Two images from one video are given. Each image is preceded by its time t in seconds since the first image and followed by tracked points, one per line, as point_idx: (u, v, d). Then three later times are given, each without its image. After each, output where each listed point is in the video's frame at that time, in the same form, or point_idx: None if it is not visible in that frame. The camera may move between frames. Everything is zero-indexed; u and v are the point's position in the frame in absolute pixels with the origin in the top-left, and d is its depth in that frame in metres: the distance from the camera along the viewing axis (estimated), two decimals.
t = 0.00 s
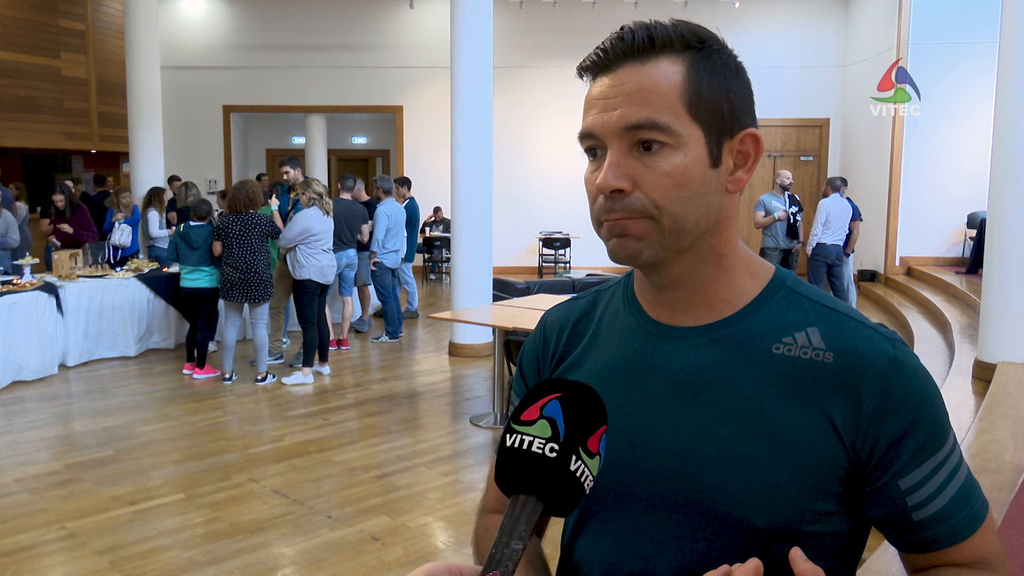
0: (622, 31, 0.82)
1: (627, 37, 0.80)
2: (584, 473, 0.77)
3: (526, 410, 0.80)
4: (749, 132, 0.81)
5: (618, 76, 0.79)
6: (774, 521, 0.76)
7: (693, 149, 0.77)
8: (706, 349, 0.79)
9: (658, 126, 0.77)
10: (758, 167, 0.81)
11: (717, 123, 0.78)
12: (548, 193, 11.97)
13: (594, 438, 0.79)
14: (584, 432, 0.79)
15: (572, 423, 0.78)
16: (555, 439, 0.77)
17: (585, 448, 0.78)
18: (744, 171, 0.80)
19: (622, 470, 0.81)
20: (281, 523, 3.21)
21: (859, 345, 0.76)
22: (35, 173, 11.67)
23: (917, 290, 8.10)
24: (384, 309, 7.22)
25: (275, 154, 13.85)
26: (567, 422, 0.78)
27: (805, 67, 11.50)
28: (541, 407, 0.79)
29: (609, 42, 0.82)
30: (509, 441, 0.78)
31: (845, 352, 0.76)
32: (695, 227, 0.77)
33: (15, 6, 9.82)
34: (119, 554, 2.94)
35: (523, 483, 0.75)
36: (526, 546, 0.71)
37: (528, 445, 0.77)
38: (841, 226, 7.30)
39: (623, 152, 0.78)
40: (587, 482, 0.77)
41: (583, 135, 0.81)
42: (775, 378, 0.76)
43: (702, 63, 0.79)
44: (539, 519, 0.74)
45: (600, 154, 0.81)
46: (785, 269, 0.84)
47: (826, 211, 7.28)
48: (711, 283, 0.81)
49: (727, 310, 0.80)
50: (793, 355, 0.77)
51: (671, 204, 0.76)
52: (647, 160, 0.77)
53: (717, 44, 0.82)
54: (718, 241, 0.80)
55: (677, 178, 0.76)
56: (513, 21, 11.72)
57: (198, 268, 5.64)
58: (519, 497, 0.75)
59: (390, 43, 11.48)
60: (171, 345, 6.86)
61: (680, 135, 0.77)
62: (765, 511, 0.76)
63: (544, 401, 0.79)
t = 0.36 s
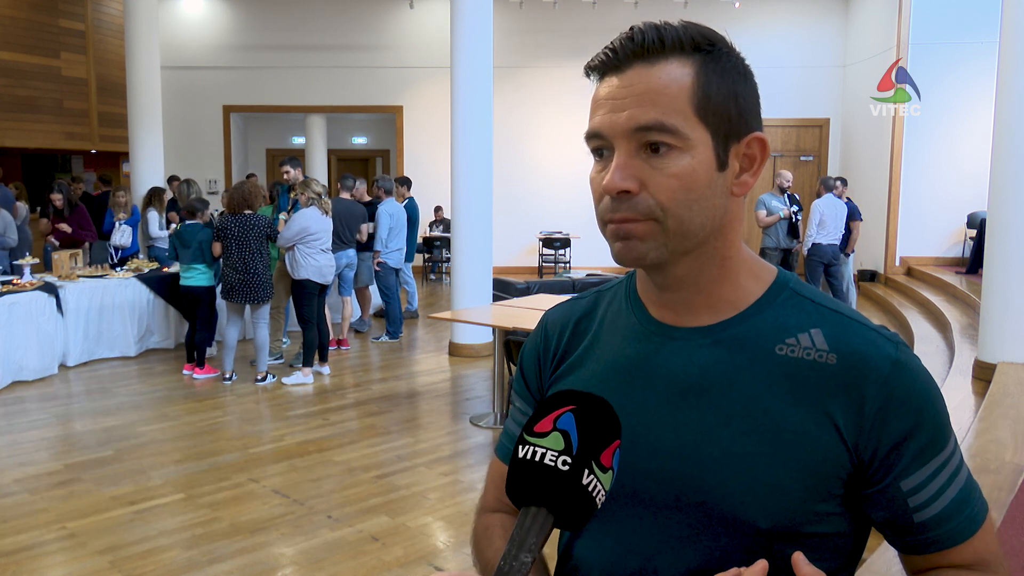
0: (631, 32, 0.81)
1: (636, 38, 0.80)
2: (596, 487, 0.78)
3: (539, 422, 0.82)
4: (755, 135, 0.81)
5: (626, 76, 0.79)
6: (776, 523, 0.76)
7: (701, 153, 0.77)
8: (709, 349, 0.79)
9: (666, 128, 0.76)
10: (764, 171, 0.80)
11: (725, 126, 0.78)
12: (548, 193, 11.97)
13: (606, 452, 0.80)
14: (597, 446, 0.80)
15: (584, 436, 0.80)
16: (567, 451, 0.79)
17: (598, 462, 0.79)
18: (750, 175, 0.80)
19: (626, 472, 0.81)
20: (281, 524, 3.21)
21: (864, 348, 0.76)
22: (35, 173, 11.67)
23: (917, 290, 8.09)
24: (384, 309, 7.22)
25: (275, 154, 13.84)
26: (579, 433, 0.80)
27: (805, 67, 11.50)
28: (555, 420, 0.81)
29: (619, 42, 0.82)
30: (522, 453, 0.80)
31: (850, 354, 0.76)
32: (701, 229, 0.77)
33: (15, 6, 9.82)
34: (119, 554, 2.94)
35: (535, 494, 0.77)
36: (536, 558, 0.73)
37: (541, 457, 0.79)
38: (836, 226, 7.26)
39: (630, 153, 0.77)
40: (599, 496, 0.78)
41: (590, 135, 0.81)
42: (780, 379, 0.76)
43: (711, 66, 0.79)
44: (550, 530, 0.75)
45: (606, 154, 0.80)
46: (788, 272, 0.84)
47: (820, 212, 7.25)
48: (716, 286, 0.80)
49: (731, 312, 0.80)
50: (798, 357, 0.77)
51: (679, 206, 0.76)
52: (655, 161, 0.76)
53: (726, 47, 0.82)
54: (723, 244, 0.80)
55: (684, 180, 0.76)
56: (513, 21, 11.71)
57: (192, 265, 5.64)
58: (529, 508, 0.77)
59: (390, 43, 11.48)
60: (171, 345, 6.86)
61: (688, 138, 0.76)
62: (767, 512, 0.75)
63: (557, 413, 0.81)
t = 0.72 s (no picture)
0: (642, 27, 0.82)
1: (649, 32, 0.80)
2: (598, 488, 0.79)
3: (541, 423, 0.82)
4: (760, 134, 0.81)
5: (636, 69, 0.79)
6: (780, 521, 0.75)
7: (708, 149, 0.77)
8: (711, 348, 0.79)
9: (676, 121, 0.76)
10: (767, 171, 0.81)
11: (733, 127, 0.79)
12: (548, 193, 11.97)
13: (608, 453, 0.80)
14: (598, 447, 0.80)
15: (587, 437, 0.80)
16: (569, 452, 0.79)
17: (600, 463, 0.80)
18: (754, 174, 0.80)
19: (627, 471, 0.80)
20: (281, 523, 3.21)
21: (865, 345, 0.77)
22: (35, 173, 11.66)
23: (917, 290, 8.10)
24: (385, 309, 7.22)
25: (275, 154, 13.84)
26: (582, 435, 0.80)
27: (805, 67, 11.50)
28: (557, 420, 0.81)
29: (630, 36, 0.81)
30: (523, 453, 0.81)
31: (852, 351, 0.76)
32: (706, 224, 0.77)
33: (15, 6, 9.81)
34: (119, 554, 2.94)
35: (535, 494, 0.78)
36: (537, 558, 0.73)
37: (542, 457, 0.79)
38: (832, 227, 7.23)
39: (638, 144, 0.77)
40: (601, 496, 0.79)
41: (595, 127, 0.81)
42: (783, 378, 0.76)
43: (721, 65, 0.79)
44: (550, 530, 0.76)
45: (613, 147, 0.80)
46: (789, 271, 0.84)
47: (815, 213, 7.23)
48: (716, 284, 0.80)
49: (734, 311, 0.80)
50: (800, 355, 0.77)
51: (682, 199, 0.76)
52: (662, 154, 0.76)
53: (736, 49, 0.82)
54: (726, 243, 0.80)
55: (690, 172, 0.76)
56: (513, 21, 11.72)
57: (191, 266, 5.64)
58: (531, 508, 0.78)
59: (390, 42, 11.48)
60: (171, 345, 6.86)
61: (697, 133, 0.76)
62: (769, 510, 0.75)
63: (560, 414, 0.82)
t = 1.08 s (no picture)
0: (663, 19, 0.82)
1: (672, 23, 0.81)
2: (604, 490, 0.78)
3: (547, 425, 0.81)
4: (773, 132, 0.82)
5: (657, 57, 0.79)
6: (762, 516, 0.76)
7: (725, 142, 0.77)
8: (707, 345, 0.79)
9: (696, 111, 0.76)
10: (777, 169, 0.83)
11: (748, 124, 0.79)
12: (549, 194, 11.97)
13: (617, 455, 0.80)
14: (606, 449, 0.79)
15: (592, 439, 0.80)
16: (576, 454, 0.78)
17: (606, 465, 0.79)
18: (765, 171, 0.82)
19: (630, 471, 0.81)
20: (281, 523, 3.21)
21: (848, 340, 0.76)
22: (35, 173, 11.65)
23: (917, 290, 8.10)
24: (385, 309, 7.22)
25: (275, 154, 13.84)
26: (588, 436, 0.80)
27: (805, 67, 11.50)
28: (563, 423, 0.80)
29: (652, 26, 0.82)
30: (529, 455, 0.80)
31: (836, 347, 0.76)
32: (721, 215, 0.77)
33: (15, 6, 9.81)
34: (119, 554, 2.94)
35: (541, 495, 0.77)
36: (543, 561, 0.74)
37: (549, 460, 0.79)
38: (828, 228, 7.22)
39: (658, 133, 0.77)
40: (606, 499, 0.78)
41: (611, 114, 0.81)
42: (767, 375, 0.76)
43: (739, 62, 0.80)
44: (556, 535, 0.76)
45: (628, 137, 0.80)
46: (790, 269, 0.84)
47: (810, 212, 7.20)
48: (722, 277, 0.81)
49: (735, 305, 0.80)
50: (787, 351, 0.77)
51: (701, 188, 0.76)
52: (681, 143, 0.77)
53: (752, 50, 0.83)
54: (734, 238, 0.80)
55: (708, 161, 0.76)
56: (513, 21, 11.71)
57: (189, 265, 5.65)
58: (537, 510, 0.77)
59: (390, 43, 11.48)
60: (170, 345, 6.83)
61: (716, 126, 0.77)
62: (755, 502, 0.76)
63: (565, 417, 0.81)
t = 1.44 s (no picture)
0: (632, 31, 0.80)
1: (639, 37, 0.79)
2: (598, 494, 0.78)
3: (541, 428, 0.82)
4: (757, 130, 0.81)
5: (626, 76, 0.78)
6: (772, 528, 0.76)
7: (706, 155, 0.76)
8: (706, 352, 0.80)
9: (672, 131, 0.76)
10: (767, 166, 0.81)
11: (730, 128, 0.78)
12: (548, 194, 11.97)
13: (609, 458, 0.80)
14: (599, 452, 0.79)
15: (587, 443, 0.79)
16: (569, 458, 0.78)
17: (601, 468, 0.79)
18: (753, 170, 0.81)
19: (626, 476, 0.81)
20: (281, 524, 3.21)
21: (856, 356, 0.75)
22: (35, 173, 11.66)
23: (917, 290, 8.10)
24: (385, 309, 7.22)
25: (275, 154, 13.84)
26: (581, 440, 0.79)
27: (805, 67, 11.50)
28: (557, 425, 0.80)
29: (620, 41, 0.80)
30: (523, 458, 0.80)
31: (843, 361, 0.75)
32: (710, 228, 0.77)
33: (15, 6, 9.80)
34: (119, 554, 2.94)
35: (534, 500, 0.77)
36: (537, 566, 0.72)
37: (542, 463, 0.78)
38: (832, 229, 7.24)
39: (636, 157, 0.77)
40: (601, 504, 0.78)
41: (591, 137, 0.80)
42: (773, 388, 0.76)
43: (715, 66, 0.78)
44: (551, 538, 0.75)
45: (610, 157, 0.79)
46: (790, 275, 0.84)
47: (815, 215, 7.23)
48: (719, 285, 0.80)
49: (734, 313, 0.80)
50: (793, 362, 0.77)
51: (688, 207, 0.76)
52: (661, 163, 0.76)
53: (728, 45, 0.81)
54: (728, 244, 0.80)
55: (690, 180, 0.75)
56: (513, 21, 11.72)
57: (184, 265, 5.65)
58: (530, 514, 0.76)
59: (390, 43, 11.48)
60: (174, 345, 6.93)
61: (695, 143, 0.76)
62: (763, 516, 0.75)
63: (559, 419, 0.81)
